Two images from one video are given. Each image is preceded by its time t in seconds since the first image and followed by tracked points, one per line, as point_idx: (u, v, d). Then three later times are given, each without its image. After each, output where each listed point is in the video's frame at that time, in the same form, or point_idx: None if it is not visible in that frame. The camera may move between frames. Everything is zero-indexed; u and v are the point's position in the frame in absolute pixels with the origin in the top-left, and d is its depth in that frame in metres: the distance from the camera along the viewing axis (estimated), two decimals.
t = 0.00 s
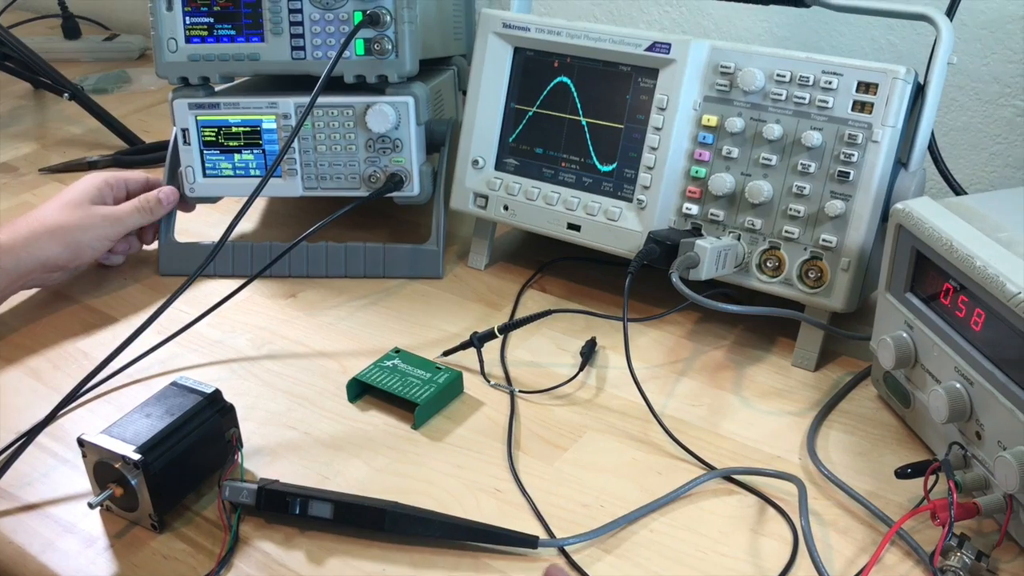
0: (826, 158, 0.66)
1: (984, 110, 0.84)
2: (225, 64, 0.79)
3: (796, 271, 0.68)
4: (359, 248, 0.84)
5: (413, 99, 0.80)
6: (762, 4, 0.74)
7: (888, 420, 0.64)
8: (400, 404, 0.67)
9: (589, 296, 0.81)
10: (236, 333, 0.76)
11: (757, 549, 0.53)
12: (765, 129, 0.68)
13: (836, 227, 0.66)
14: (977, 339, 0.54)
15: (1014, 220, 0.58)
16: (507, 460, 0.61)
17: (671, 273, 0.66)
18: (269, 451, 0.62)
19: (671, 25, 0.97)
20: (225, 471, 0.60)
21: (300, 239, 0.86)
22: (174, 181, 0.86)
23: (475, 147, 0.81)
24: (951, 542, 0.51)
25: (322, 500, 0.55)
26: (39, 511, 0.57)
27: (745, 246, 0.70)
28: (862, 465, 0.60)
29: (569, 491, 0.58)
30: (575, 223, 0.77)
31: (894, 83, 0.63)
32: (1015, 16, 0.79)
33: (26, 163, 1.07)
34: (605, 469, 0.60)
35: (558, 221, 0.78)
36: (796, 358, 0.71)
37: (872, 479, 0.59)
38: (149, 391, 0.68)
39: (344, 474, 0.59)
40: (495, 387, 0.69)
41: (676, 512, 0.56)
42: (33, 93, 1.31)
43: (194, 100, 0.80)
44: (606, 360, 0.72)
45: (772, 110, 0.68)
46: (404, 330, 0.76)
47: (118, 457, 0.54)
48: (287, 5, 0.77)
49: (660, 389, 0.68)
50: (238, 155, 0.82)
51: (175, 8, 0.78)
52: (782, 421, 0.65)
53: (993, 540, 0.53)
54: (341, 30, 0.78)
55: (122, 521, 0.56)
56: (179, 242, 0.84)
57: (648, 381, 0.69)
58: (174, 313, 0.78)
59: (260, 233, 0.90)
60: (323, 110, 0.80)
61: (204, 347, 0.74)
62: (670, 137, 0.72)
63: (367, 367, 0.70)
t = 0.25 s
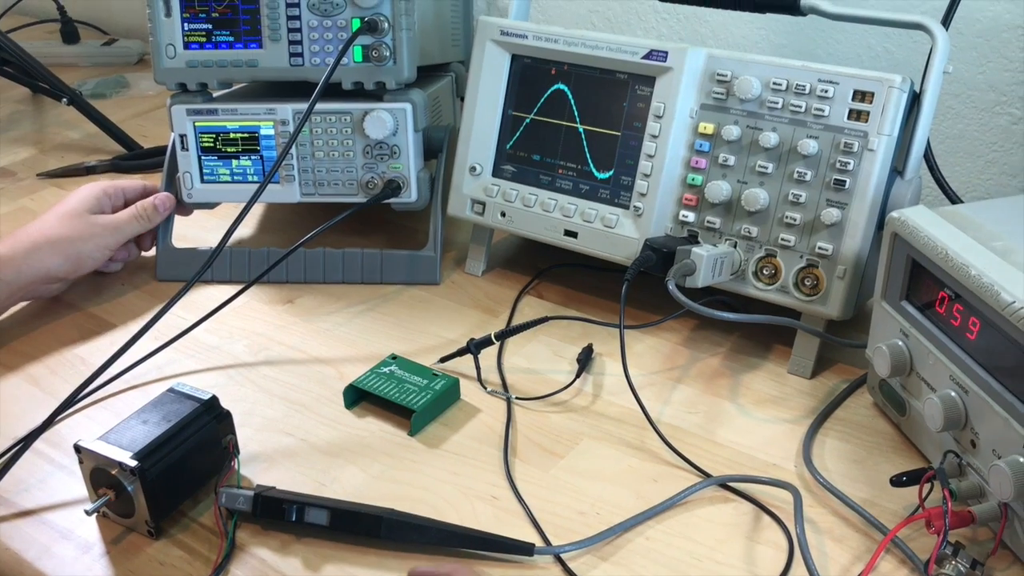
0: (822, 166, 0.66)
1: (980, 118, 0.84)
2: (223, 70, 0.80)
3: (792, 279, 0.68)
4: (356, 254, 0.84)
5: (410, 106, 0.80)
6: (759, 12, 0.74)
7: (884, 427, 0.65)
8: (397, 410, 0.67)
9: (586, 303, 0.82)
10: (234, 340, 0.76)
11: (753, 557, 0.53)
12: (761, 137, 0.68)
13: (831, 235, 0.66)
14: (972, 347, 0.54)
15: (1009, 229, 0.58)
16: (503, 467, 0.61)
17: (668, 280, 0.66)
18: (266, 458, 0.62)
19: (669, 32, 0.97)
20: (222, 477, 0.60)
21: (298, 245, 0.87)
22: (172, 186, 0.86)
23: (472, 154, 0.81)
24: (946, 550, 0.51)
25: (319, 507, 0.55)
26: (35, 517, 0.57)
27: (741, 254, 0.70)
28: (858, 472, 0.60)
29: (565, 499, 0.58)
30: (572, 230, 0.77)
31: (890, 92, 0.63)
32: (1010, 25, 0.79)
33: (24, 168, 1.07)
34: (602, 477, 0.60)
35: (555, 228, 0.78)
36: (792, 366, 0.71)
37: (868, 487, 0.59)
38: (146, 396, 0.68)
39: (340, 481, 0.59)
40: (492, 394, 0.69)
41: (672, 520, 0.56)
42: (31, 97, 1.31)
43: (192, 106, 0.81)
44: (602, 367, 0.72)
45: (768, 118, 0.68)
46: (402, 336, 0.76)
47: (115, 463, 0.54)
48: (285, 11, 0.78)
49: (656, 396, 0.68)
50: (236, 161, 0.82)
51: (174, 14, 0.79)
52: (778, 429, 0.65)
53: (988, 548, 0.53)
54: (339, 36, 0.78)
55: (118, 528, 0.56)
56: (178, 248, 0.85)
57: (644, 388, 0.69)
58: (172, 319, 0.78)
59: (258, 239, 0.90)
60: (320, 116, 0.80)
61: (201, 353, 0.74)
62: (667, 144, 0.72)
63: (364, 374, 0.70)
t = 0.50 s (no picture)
0: (820, 167, 0.66)
1: (978, 120, 0.84)
2: (220, 71, 0.79)
3: (789, 281, 0.68)
4: (354, 255, 0.84)
5: (408, 107, 0.80)
6: (756, 14, 0.74)
7: (881, 429, 0.65)
8: (393, 412, 0.67)
9: (583, 304, 0.81)
10: (230, 340, 0.76)
11: (749, 559, 0.53)
12: (758, 138, 0.68)
13: (829, 236, 0.66)
14: (969, 349, 0.54)
15: (1007, 231, 0.58)
16: (499, 468, 0.61)
17: (665, 282, 0.66)
18: (262, 459, 0.62)
19: (667, 34, 0.97)
20: (217, 478, 0.60)
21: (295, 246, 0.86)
22: (169, 186, 0.86)
23: (470, 155, 0.81)
24: (942, 552, 0.51)
25: (314, 508, 0.55)
26: (30, 518, 0.57)
27: (738, 255, 0.70)
28: (854, 474, 0.60)
29: (561, 500, 0.58)
30: (569, 231, 0.77)
31: (888, 93, 0.63)
32: (1008, 28, 0.79)
33: (22, 169, 1.07)
34: (598, 478, 0.60)
35: (553, 230, 0.78)
36: (789, 368, 0.71)
37: (865, 489, 0.59)
38: (142, 397, 0.68)
39: (336, 482, 0.59)
40: (488, 395, 0.69)
41: (668, 522, 0.56)
42: (29, 98, 1.31)
43: (190, 107, 0.81)
44: (599, 368, 0.72)
45: (766, 119, 0.68)
46: (398, 337, 0.76)
47: (110, 464, 0.53)
48: (283, 12, 0.78)
49: (653, 398, 0.68)
50: (233, 162, 0.82)
51: (171, 15, 0.79)
52: (775, 431, 0.65)
53: (985, 551, 0.53)
54: (337, 37, 0.78)
55: (113, 528, 0.56)
56: (175, 249, 0.84)
57: (641, 390, 0.69)
58: (168, 320, 0.78)
59: (255, 239, 0.90)
60: (318, 117, 0.80)
61: (198, 354, 0.74)
62: (664, 146, 0.72)
63: (361, 375, 0.70)
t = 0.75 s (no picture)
0: (817, 171, 0.66)
1: (976, 125, 0.84)
2: (218, 73, 0.79)
3: (787, 285, 0.68)
4: (351, 257, 0.84)
5: (406, 110, 0.80)
6: (754, 18, 0.74)
7: (878, 434, 0.65)
8: (390, 415, 0.67)
9: (580, 308, 0.81)
10: (227, 343, 0.75)
11: (746, 563, 0.53)
12: (756, 142, 0.68)
13: (826, 241, 0.66)
14: (966, 354, 0.54)
15: (1004, 236, 0.58)
16: (496, 472, 0.61)
17: (662, 285, 0.66)
18: (258, 462, 0.62)
19: (666, 38, 0.97)
20: (213, 481, 0.59)
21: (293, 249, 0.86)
22: (167, 188, 0.86)
23: (468, 158, 0.81)
24: (939, 557, 0.51)
25: (311, 511, 0.55)
26: (26, 520, 0.56)
27: (736, 259, 0.70)
28: (851, 479, 0.60)
29: (558, 504, 0.58)
30: (567, 235, 0.77)
31: (885, 98, 0.63)
32: (1006, 32, 0.79)
33: (19, 171, 1.07)
34: (595, 482, 0.60)
35: (550, 233, 0.78)
36: (786, 372, 0.71)
37: (862, 494, 0.59)
38: (139, 399, 0.68)
39: (332, 485, 0.59)
40: (485, 399, 0.69)
41: (664, 526, 0.56)
42: (28, 100, 1.31)
43: (187, 109, 0.80)
44: (596, 372, 0.72)
45: (763, 123, 0.68)
46: (395, 341, 0.76)
47: (105, 466, 0.53)
48: (281, 14, 0.78)
49: (650, 402, 0.68)
50: (231, 164, 0.82)
51: (170, 17, 0.79)
52: (772, 435, 0.65)
53: (982, 556, 0.53)
54: (335, 40, 0.78)
55: (109, 531, 0.56)
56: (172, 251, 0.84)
57: (639, 393, 0.69)
58: (166, 322, 0.78)
59: (252, 242, 0.90)
60: (316, 120, 0.80)
61: (195, 356, 0.73)
62: (662, 149, 0.72)
63: (357, 377, 0.70)
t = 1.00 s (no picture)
0: (816, 175, 0.66)
1: (974, 128, 0.84)
2: (217, 75, 0.79)
3: (785, 288, 0.68)
4: (350, 259, 0.84)
5: (405, 112, 0.80)
6: (752, 21, 0.74)
7: (876, 437, 0.65)
8: (388, 417, 0.67)
9: (579, 310, 0.81)
10: (226, 345, 0.75)
11: (743, 567, 0.53)
12: (755, 145, 0.68)
13: (825, 244, 0.66)
14: (964, 358, 0.54)
15: (1002, 240, 0.58)
16: (494, 475, 0.61)
17: (660, 288, 0.66)
18: (256, 464, 0.62)
19: (666, 40, 0.97)
20: (211, 483, 0.59)
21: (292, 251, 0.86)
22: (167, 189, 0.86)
23: (467, 160, 0.81)
24: (936, 561, 0.51)
25: (308, 513, 0.55)
26: (23, 522, 0.56)
27: (734, 262, 0.70)
28: (849, 482, 0.60)
29: (556, 507, 0.58)
30: (565, 237, 0.77)
31: (884, 101, 0.63)
32: (1005, 35, 0.79)
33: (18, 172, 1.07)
34: (593, 485, 0.60)
35: (549, 235, 0.78)
36: (784, 375, 0.71)
37: (859, 498, 0.59)
38: (137, 401, 0.68)
39: (330, 488, 0.59)
40: (484, 401, 0.69)
41: (661, 530, 0.56)
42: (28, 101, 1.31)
43: (186, 111, 0.80)
44: (595, 375, 0.72)
45: (762, 126, 0.68)
46: (394, 343, 0.76)
47: (103, 469, 0.53)
48: (280, 16, 0.78)
49: (648, 405, 0.68)
50: (230, 166, 0.82)
51: (168, 19, 0.78)
52: (770, 438, 0.65)
53: (979, 560, 0.53)
54: (334, 42, 0.78)
55: (107, 533, 0.56)
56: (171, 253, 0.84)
57: (637, 396, 0.69)
58: (164, 324, 0.78)
59: (251, 244, 0.90)
60: (315, 122, 0.80)
61: (193, 358, 0.73)
62: (661, 152, 0.72)
63: (356, 380, 0.69)
